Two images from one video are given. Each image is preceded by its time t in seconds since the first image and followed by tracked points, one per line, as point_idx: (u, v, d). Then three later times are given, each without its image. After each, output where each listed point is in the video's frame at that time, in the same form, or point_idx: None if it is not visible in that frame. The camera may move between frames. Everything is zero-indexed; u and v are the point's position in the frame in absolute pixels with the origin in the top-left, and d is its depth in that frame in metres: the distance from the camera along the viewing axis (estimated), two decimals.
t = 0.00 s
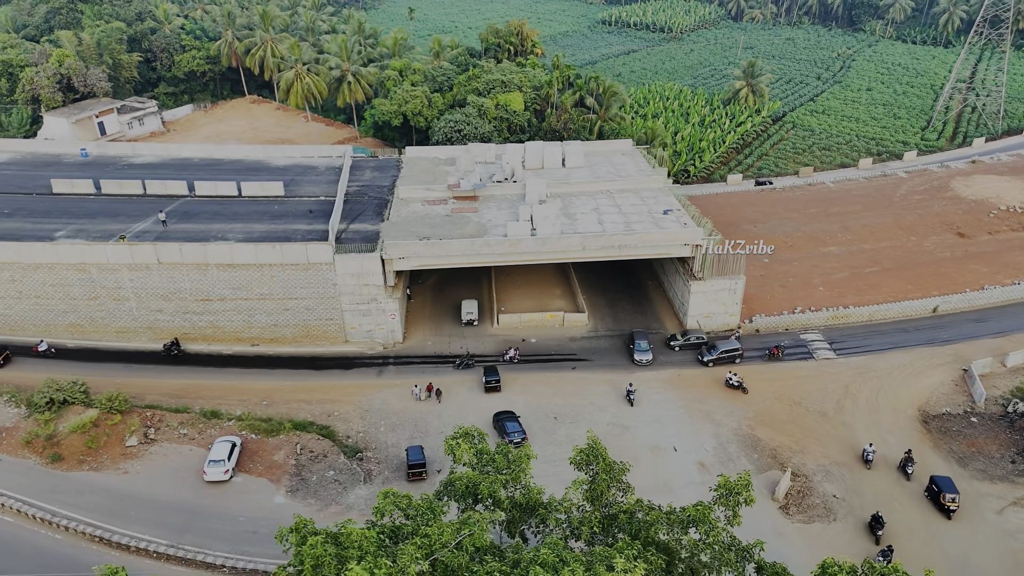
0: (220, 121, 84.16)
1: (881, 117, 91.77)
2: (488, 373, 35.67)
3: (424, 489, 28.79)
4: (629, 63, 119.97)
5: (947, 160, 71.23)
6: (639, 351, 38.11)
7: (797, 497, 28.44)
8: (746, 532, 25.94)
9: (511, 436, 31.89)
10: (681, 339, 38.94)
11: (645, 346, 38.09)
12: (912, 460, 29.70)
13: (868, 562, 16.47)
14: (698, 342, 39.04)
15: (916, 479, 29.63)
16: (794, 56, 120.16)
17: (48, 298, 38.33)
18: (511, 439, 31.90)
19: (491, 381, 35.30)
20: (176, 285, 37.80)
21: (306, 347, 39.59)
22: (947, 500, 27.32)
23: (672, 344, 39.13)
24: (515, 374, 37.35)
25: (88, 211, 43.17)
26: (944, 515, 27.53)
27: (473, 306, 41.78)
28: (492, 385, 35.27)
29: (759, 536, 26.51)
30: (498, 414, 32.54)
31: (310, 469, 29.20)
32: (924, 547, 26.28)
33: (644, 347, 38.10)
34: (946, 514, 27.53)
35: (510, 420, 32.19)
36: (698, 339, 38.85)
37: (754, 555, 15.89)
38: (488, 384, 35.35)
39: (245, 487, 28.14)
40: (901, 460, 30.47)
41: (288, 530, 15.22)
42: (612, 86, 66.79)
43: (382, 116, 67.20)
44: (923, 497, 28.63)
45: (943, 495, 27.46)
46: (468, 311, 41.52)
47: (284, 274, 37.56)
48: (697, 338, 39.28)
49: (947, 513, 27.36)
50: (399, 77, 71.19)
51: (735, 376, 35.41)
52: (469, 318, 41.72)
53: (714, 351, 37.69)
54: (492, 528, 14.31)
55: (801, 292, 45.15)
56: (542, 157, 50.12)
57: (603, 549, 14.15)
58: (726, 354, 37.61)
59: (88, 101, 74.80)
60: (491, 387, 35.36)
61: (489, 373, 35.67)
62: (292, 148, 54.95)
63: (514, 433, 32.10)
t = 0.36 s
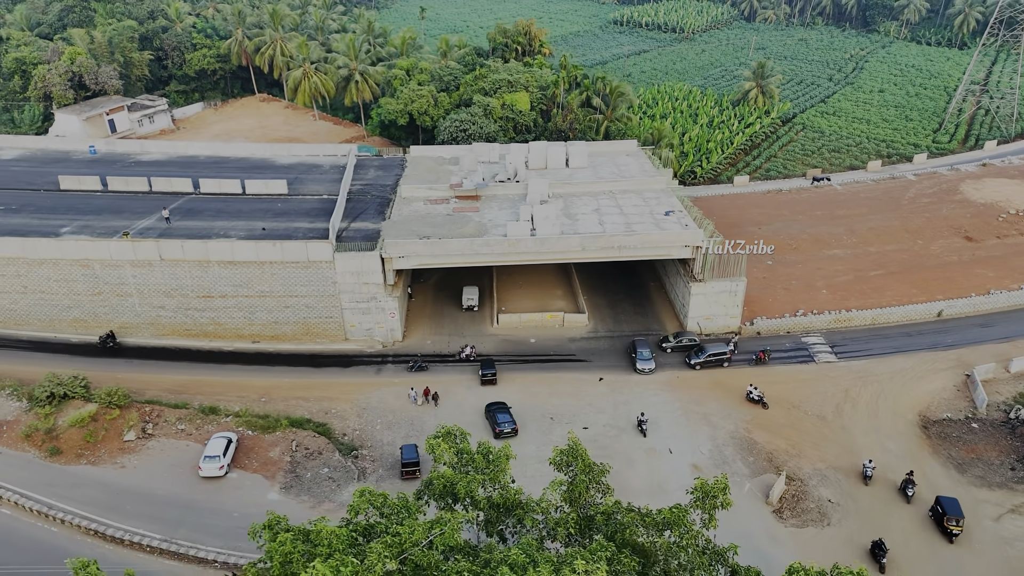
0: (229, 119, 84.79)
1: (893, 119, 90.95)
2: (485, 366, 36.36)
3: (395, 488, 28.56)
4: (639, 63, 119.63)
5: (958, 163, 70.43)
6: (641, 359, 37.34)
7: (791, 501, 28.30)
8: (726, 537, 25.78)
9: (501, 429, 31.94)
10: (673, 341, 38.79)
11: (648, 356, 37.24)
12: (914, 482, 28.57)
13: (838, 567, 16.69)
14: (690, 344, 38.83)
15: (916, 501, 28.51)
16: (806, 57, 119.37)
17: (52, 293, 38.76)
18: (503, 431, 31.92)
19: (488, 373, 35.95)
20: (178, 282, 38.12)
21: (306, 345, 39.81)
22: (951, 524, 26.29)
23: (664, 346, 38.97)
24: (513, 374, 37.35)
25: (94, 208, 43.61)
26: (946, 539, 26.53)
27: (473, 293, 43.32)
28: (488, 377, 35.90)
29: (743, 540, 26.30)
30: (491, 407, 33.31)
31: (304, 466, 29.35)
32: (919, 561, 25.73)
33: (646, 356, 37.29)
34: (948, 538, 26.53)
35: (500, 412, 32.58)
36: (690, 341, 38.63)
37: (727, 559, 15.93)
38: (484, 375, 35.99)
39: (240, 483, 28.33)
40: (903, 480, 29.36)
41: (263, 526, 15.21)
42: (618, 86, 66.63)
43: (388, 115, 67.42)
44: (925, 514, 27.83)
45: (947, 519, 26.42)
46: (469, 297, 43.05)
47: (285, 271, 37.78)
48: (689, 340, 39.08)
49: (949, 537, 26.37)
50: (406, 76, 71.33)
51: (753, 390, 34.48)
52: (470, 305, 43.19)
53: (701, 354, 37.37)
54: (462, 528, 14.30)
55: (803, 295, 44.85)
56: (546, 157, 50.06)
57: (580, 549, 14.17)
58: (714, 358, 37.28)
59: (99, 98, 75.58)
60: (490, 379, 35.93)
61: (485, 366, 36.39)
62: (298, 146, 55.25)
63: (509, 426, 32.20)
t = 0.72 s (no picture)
0: (238, 117, 85.29)
1: (904, 121, 90.10)
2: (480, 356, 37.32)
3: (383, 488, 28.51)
4: (649, 64, 119.18)
5: (968, 166, 69.69)
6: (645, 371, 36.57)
7: (787, 505, 28.12)
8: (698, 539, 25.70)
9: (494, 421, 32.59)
10: (667, 342, 38.74)
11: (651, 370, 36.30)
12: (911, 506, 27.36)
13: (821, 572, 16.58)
14: (684, 346, 38.71)
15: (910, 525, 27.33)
16: (817, 58, 118.49)
17: (56, 289, 39.17)
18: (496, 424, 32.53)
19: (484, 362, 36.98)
20: (180, 279, 38.42)
21: (307, 343, 40.01)
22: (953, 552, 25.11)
23: (658, 347, 38.97)
24: (511, 374, 37.36)
25: (100, 204, 44.02)
26: (949, 566, 25.34)
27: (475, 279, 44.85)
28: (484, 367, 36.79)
29: (724, 543, 26.26)
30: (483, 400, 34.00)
31: (300, 463, 29.49)
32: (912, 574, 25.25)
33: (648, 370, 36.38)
34: (949, 565, 25.37)
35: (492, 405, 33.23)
36: (684, 343, 38.52)
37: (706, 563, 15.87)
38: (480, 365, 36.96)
39: (235, 479, 28.51)
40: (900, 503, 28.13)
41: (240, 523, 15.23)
42: (625, 86, 66.41)
43: (394, 114, 67.58)
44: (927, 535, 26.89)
45: (950, 546, 25.24)
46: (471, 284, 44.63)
47: (285, 269, 37.96)
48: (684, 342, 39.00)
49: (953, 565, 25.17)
50: (413, 75, 71.41)
51: (776, 406, 33.25)
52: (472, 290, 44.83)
53: (693, 356, 37.17)
54: (436, 528, 14.27)
55: (806, 298, 44.55)
56: (549, 157, 50.05)
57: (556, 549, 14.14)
58: (707, 360, 37.08)
59: (110, 96, 76.28)
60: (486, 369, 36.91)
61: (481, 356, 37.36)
62: (303, 145, 55.51)
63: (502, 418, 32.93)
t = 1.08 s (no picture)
0: (247, 115, 85.80)
1: (915, 123, 89.27)
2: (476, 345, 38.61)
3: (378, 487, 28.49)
4: (659, 64, 118.76)
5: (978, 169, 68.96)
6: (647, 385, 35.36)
7: (781, 509, 27.97)
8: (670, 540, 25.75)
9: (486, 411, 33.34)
10: (658, 344, 38.66)
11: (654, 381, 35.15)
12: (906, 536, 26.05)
13: None
14: (676, 347, 38.62)
15: (905, 556, 26.01)
16: (829, 59, 117.57)
17: (61, 285, 39.59)
18: (489, 414, 33.30)
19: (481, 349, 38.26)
20: (183, 276, 38.72)
21: (307, 341, 40.21)
22: None
23: (649, 349, 38.85)
24: (510, 374, 37.37)
25: (105, 201, 44.43)
26: None
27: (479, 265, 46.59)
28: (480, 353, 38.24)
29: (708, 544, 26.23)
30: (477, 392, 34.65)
31: (296, 460, 29.64)
32: None
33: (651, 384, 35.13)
34: None
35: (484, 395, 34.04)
36: (676, 345, 38.48)
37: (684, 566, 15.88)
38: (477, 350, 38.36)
39: (231, 475, 28.70)
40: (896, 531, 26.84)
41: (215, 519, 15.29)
42: (632, 87, 66.16)
43: (400, 113, 67.75)
44: (927, 561, 25.79)
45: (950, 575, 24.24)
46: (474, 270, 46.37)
47: (286, 267, 38.17)
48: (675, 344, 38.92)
49: None
50: (419, 75, 71.48)
51: (799, 423, 32.09)
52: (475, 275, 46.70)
53: (685, 358, 37.02)
54: (413, 527, 14.29)
55: (809, 300, 44.25)
56: (553, 158, 50.02)
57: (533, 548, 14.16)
58: (699, 363, 36.87)
59: (120, 94, 76.99)
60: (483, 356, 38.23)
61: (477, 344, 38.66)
62: (308, 143, 55.74)
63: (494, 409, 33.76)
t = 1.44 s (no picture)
0: (256, 114, 86.29)
1: (927, 126, 88.44)
2: (471, 330, 40.02)
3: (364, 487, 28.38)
4: (669, 65, 118.29)
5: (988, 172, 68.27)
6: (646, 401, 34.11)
7: (776, 513, 27.84)
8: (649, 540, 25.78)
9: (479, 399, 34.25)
10: (644, 345, 38.50)
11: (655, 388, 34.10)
12: None
13: None
14: (661, 349, 38.49)
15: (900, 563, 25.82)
16: (841, 60, 116.69)
17: (66, 280, 40.02)
18: (482, 401, 34.18)
19: (478, 335, 39.68)
20: (185, 273, 39.03)
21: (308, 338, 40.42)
22: None
23: (635, 350, 38.72)
24: (508, 374, 37.37)
25: (111, 198, 44.85)
26: None
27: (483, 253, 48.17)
28: (478, 339, 39.66)
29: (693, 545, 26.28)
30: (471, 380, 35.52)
31: (291, 457, 29.81)
32: None
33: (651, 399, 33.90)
34: None
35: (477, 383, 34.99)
36: (663, 346, 38.36)
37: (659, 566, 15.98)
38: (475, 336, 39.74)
39: (227, 471, 28.93)
40: (889, 570, 25.31)
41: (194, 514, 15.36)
42: (639, 87, 65.96)
43: (406, 113, 67.92)
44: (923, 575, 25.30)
45: None
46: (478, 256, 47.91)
47: (287, 265, 38.37)
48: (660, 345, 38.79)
49: None
50: (426, 74, 71.63)
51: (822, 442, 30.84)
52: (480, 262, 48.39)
53: (676, 360, 36.84)
54: (393, 525, 14.43)
55: (812, 303, 43.95)
56: (557, 158, 50.00)
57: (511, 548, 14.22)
58: (689, 364, 36.72)
59: (131, 92, 77.64)
60: (479, 342, 39.80)
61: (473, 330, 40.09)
62: (313, 142, 55.92)
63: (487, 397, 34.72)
